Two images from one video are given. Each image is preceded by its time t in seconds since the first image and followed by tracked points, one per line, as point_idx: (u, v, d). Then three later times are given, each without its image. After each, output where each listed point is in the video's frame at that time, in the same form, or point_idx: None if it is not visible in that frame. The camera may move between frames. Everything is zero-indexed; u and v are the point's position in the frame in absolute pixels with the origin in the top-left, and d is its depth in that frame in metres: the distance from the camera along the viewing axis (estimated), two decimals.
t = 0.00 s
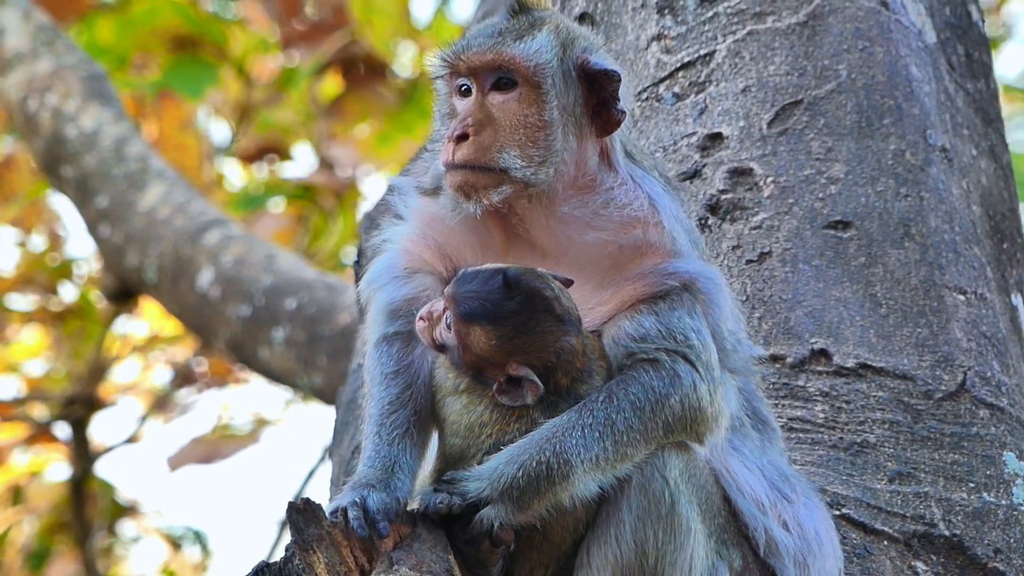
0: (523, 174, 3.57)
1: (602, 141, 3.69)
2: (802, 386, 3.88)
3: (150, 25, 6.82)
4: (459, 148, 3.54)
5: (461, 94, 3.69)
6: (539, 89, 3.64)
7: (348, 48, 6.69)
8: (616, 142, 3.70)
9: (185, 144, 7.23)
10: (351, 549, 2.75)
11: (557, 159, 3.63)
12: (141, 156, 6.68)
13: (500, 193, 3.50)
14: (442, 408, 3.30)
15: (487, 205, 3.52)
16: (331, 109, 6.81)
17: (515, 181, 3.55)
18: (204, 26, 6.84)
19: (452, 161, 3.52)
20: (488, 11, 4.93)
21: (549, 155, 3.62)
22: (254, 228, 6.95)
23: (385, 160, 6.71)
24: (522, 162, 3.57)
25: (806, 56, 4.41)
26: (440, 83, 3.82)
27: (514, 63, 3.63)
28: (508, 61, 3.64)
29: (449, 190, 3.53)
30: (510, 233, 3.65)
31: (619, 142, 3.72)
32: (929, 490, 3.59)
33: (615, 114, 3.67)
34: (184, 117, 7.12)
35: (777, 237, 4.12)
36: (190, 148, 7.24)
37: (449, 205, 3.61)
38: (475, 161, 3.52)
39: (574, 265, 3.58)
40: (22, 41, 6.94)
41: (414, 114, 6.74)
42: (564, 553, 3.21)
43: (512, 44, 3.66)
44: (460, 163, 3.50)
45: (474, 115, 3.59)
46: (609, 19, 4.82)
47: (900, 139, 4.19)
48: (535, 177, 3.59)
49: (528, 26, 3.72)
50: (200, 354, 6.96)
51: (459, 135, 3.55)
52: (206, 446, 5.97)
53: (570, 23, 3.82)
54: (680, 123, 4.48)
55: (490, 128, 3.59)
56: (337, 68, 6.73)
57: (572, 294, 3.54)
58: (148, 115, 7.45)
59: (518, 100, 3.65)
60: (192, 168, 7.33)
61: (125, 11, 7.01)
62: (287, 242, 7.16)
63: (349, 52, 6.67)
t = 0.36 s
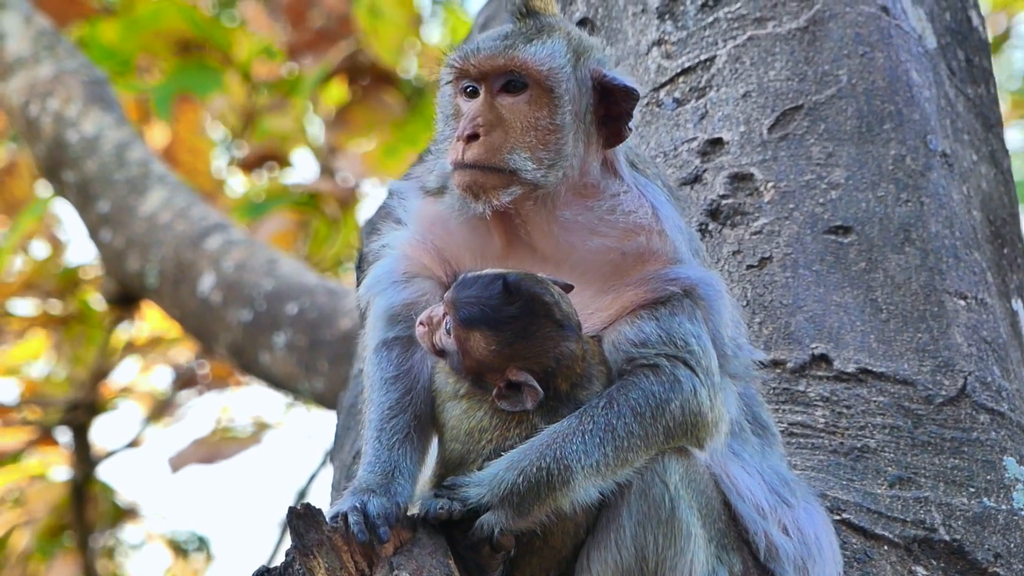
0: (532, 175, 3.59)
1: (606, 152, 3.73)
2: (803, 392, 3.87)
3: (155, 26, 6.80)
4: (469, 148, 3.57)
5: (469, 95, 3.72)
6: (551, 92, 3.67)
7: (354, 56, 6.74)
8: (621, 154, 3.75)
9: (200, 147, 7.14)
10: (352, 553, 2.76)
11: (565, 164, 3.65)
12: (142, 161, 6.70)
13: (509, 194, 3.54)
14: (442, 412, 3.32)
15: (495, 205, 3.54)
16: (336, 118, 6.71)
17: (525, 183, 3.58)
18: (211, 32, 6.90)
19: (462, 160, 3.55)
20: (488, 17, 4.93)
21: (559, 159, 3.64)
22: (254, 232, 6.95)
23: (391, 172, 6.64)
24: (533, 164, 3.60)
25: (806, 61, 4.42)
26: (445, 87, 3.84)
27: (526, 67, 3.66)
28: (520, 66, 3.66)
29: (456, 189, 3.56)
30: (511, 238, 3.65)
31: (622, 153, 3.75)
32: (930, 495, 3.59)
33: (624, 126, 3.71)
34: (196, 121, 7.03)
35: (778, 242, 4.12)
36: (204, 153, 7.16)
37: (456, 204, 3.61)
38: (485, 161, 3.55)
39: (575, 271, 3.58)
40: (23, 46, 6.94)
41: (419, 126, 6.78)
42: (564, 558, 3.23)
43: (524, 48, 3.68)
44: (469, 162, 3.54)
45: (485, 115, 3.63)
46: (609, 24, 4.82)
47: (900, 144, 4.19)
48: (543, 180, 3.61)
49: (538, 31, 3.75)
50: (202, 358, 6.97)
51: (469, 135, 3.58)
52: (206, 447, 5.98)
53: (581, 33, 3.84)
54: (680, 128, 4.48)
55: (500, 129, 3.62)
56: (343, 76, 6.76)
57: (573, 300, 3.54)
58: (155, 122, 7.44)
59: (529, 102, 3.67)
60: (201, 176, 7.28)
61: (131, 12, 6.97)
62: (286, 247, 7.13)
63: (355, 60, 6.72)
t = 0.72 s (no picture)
0: (541, 174, 3.59)
1: (608, 154, 3.76)
2: (800, 391, 3.88)
3: (154, 25, 6.79)
4: (478, 144, 3.55)
5: (476, 91, 3.71)
6: (560, 92, 3.68)
7: (353, 55, 6.76)
8: (621, 156, 3.77)
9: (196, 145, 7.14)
10: (348, 553, 2.75)
11: (573, 163, 3.66)
12: (140, 161, 6.69)
13: (517, 192, 3.52)
14: (440, 412, 3.31)
15: (503, 203, 3.52)
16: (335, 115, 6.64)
17: (534, 182, 3.58)
18: (208, 32, 6.90)
19: (470, 157, 3.54)
20: (487, 17, 4.93)
21: (567, 158, 3.65)
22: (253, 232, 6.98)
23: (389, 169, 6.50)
24: (542, 163, 3.59)
25: (804, 61, 4.41)
26: (447, 84, 3.84)
27: (537, 66, 3.67)
28: (531, 65, 3.67)
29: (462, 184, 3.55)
30: (510, 237, 3.63)
31: (623, 156, 3.77)
32: (927, 495, 3.59)
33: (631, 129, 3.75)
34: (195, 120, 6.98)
35: (776, 242, 4.12)
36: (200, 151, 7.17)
37: (461, 199, 3.60)
38: (494, 158, 3.53)
39: (573, 270, 3.58)
40: (21, 46, 6.93)
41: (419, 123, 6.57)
42: (561, 558, 3.23)
43: (534, 47, 3.69)
44: (478, 159, 3.52)
45: (494, 112, 3.61)
46: (608, 24, 4.83)
47: (898, 143, 4.19)
48: (550, 178, 3.61)
49: (546, 31, 3.77)
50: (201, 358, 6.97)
51: (479, 131, 3.57)
52: (204, 440, 6.01)
53: (588, 36, 3.85)
54: (678, 128, 4.49)
55: (509, 127, 3.61)
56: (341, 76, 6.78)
57: (571, 299, 3.54)
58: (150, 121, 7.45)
59: (537, 100, 3.68)
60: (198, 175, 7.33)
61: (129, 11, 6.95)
62: (283, 247, 7.21)
63: (354, 59, 6.75)
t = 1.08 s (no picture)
0: (557, 169, 3.59)
1: (613, 153, 3.77)
2: (801, 387, 3.88)
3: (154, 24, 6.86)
4: (495, 137, 3.56)
5: (491, 84, 3.72)
6: (576, 88, 3.68)
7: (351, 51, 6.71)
8: (626, 155, 3.79)
9: (192, 145, 7.21)
10: (350, 548, 2.75)
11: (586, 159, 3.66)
12: (142, 159, 6.69)
13: (531, 187, 3.54)
14: (441, 407, 3.30)
15: (518, 198, 3.53)
16: (332, 109, 6.68)
17: (549, 177, 3.58)
18: (207, 31, 6.88)
19: (487, 149, 3.55)
20: (488, 14, 4.94)
21: (581, 155, 3.65)
22: (253, 229, 6.98)
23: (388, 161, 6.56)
24: (557, 159, 3.60)
25: (805, 57, 4.41)
26: (457, 74, 3.86)
27: (555, 61, 3.67)
28: (549, 59, 3.67)
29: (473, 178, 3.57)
30: (513, 232, 3.62)
31: (628, 155, 3.79)
32: (928, 491, 3.59)
33: (638, 129, 3.80)
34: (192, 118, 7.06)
35: (777, 238, 4.13)
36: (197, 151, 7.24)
37: (470, 191, 3.60)
38: (509, 152, 3.55)
39: (574, 265, 3.57)
40: (23, 44, 6.95)
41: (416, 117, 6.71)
42: (563, 553, 3.22)
43: (552, 43, 3.69)
44: (494, 152, 3.54)
45: (510, 106, 3.62)
46: (608, 20, 4.84)
47: (899, 140, 4.19)
48: (565, 173, 3.60)
49: (559, 28, 3.78)
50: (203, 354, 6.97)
51: (496, 123, 3.57)
52: (204, 428, 6.17)
53: (599, 35, 3.86)
54: (679, 124, 4.50)
55: (525, 121, 3.61)
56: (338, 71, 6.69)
57: (572, 294, 3.54)
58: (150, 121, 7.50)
59: (553, 95, 3.67)
60: (196, 172, 7.35)
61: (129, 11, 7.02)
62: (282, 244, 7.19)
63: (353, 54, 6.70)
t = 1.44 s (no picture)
0: (561, 167, 3.59)
1: (619, 153, 3.77)
2: (802, 385, 3.88)
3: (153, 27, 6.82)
4: (501, 134, 3.56)
5: (498, 80, 3.72)
6: (582, 86, 3.70)
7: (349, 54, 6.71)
8: (630, 154, 3.78)
9: (192, 144, 7.21)
10: (351, 547, 2.74)
11: (590, 157, 3.67)
12: (143, 159, 6.69)
13: (535, 188, 3.55)
14: (442, 406, 3.30)
15: (521, 199, 3.55)
16: (328, 114, 6.62)
17: (553, 173, 3.58)
18: (208, 33, 6.90)
19: (494, 145, 3.55)
20: (490, 12, 4.94)
21: (584, 153, 3.65)
22: (252, 229, 6.98)
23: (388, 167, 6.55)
24: (560, 158, 3.59)
25: (806, 55, 4.41)
26: (463, 71, 3.85)
27: (563, 60, 3.68)
28: (557, 57, 3.68)
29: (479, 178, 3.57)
30: (515, 232, 3.62)
31: (632, 155, 3.79)
32: (930, 489, 3.59)
33: (641, 130, 3.81)
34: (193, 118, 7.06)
35: (778, 237, 4.13)
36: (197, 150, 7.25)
37: (473, 193, 3.62)
38: (516, 149, 3.54)
39: (576, 265, 3.57)
40: (24, 44, 6.96)
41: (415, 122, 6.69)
42: (564, 552, 3.22)
43: (559, 40, 3.71)
44: (499, 151, 3.53)
45: (517, 103, 3.63)
46: (610, 18, 4.84)
47: (900, 138, 4.19)
48: (569, 170, 3.62)
49: (566, 27, 3.79)
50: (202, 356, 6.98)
51: (503, 120, 3.57)
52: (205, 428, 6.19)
53: (606, 34, 3.87)
54: (680, 122, 4.49)
55: (532, 118, 3.62)
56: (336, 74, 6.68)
57: (573, 294, 3.54)
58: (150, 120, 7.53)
59: (560, 92, 3.68)
60: (196, 170, 7.36)
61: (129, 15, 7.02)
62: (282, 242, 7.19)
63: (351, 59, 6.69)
